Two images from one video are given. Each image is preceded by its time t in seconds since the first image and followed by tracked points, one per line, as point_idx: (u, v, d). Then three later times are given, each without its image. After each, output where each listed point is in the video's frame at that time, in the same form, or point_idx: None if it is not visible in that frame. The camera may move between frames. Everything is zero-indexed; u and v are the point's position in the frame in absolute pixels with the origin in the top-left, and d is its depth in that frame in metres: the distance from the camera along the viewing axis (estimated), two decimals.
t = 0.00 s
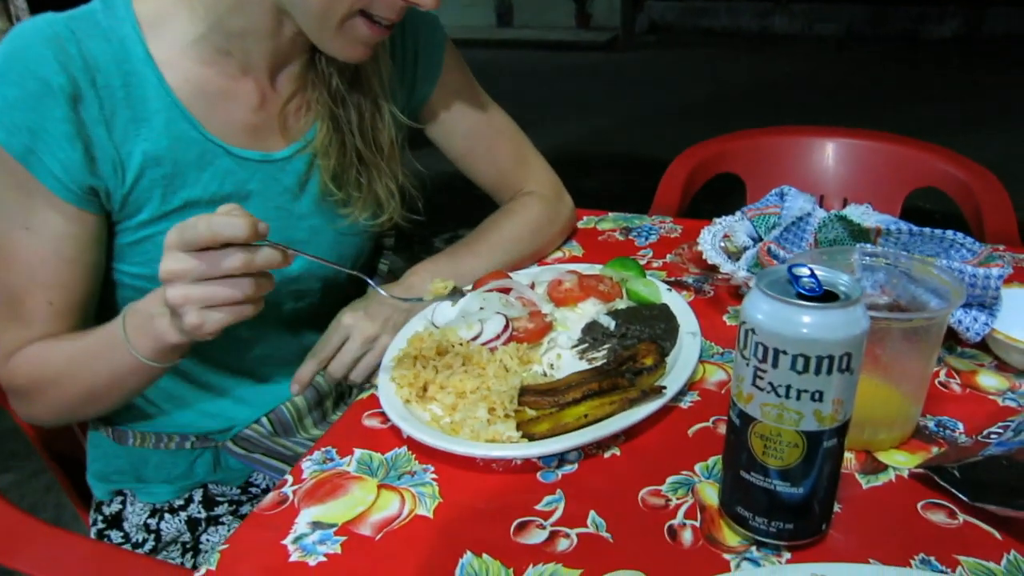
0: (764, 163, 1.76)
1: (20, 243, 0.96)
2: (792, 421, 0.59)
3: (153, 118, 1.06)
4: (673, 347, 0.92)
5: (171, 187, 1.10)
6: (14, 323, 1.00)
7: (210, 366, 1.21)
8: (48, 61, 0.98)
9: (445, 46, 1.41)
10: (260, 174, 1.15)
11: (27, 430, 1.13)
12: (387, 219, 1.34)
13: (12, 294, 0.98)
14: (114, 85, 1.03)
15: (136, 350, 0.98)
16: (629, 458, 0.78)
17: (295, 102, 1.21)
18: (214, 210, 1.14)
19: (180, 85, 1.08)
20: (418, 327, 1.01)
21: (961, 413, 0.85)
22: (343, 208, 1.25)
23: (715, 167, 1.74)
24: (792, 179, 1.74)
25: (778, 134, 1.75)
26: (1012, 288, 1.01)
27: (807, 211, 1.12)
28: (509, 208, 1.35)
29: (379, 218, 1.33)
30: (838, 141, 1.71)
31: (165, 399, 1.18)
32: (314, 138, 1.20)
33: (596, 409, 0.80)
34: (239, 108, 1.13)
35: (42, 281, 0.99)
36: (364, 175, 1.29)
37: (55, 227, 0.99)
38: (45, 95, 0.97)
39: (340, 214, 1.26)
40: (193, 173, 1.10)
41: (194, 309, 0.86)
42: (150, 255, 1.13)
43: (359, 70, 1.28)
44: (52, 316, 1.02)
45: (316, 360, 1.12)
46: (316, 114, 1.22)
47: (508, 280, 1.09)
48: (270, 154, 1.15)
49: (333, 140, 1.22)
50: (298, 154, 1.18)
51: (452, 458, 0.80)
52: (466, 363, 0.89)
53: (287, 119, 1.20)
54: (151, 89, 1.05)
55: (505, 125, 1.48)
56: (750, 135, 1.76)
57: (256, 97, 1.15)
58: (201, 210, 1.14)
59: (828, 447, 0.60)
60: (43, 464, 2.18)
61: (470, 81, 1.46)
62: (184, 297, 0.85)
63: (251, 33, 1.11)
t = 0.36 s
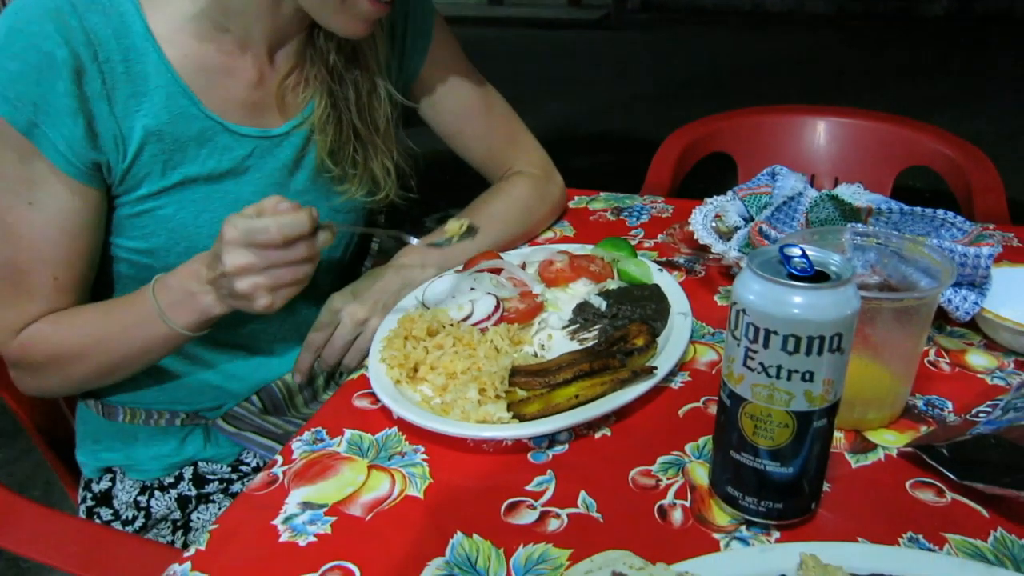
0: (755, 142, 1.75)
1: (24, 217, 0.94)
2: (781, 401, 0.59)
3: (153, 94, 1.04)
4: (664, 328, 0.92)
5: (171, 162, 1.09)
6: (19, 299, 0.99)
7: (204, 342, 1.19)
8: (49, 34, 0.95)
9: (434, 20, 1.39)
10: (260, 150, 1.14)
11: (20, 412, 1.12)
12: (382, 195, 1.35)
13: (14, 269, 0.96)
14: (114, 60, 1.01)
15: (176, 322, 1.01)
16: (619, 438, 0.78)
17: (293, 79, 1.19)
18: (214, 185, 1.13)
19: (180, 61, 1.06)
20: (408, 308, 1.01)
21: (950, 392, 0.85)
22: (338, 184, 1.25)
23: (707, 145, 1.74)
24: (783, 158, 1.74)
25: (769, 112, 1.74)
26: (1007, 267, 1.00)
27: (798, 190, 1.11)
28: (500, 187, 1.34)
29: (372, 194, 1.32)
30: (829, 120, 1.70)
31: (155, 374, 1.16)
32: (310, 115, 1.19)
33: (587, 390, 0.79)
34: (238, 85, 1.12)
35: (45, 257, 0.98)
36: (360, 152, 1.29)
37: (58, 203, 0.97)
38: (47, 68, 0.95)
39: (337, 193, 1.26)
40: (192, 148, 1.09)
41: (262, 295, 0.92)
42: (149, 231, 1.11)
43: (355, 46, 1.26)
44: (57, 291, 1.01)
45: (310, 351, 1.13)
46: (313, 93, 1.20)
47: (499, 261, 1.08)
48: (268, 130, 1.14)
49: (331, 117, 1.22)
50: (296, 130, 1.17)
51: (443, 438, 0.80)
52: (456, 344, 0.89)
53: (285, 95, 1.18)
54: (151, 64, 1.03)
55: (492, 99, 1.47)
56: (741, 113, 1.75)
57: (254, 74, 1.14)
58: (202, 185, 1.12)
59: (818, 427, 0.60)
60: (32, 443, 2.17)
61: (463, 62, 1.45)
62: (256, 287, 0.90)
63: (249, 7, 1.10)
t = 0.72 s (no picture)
0: (752, 134, 1.75)
1: (44, 208, 0.95)
2: (782, 395, 0.59)
3: (179, 88, 1.05)
4: (663, 321, 0.92)
5: (193, 157, 1.10)
6: (33, 285, 1.00)
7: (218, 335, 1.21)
8: (83, 25, 0.95)
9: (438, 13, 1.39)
10: (281, 144, 1.17)
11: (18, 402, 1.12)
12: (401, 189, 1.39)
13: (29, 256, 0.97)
14: (143, 53, 1.02)
15: (205, 308, 1.02)
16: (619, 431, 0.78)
17: (314, 74, 1.20)
18: (234, 181, 1.14)
19: (206, 54, 1.06)
20: (407, 299, 1.01)
21: (946, 386, 0.86)
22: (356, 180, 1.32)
23: (703, 137, 1.74)
24: (780, 150, 1.74)
25: (766, 105, 1.74)
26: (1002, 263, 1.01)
27: (796, 184, 1.11)
28: (501, 179, 1.34)
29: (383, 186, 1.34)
30: (825, 113, 1.70)
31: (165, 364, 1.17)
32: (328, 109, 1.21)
33: (586, 381, 0.80)
34: (259, 80, 1.13)
35: (63, 248, 0.99)
36: (378, 148, 1.31)
37: (81, 195, 0.98)
38: (81, 60, 0.95)
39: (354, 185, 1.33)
40: (213, 142, 1.10)
41: (297, 275, 0.93)
42: (168, 223, 1.12)
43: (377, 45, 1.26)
44: (73, 279, 1.02)
45: (310, 346, 1.14)
46: (333, 87, 1.21)
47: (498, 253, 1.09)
48: (285, 125, 1.16)
49: (352, 114, 1.23)
50: (314, 122, 1.20)
51: (444, 430, 0.80)
52: (456, 336, 0.88)
53: (304, 88, 1.19)
54: (178, 58, 1.04)
55: (494, 89, 1.46)
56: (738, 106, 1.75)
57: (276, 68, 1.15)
58: (221, 181, 1.13)
59: (817, 420, 0.60)
60: (24, 428, 2.17)
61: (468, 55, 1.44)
62: (291, 266, 0.92)
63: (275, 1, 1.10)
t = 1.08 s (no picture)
0: (748, 136, 1.76)
1: (58, 210, 0.97)
2: (777, 399, 0.60)
3: (191, 93, 1.06)
4: (660, 324, 0.93)
5: (203, 162, 1.11)
6: (41, 290, 1.01)
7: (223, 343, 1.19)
8: (98, 30, 0.97)
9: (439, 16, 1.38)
10: (289, 150, 1.17)
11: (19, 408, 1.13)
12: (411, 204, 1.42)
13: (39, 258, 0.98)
14: (156, 57, 1.03)
15: (216, 325, 1.02)
16: (616, 434, 0.79)
17: (322, 84, 1.21)
18: (243, 188, 1.15)
19: (217, 59, 1.07)
20: (406, 302, 1.01)
21: (939, 388, 0.87)
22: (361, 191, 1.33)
23: (701, 140, 1.74)
24: (776, 152, 1.75)
25: (762, 107, 1.75)
26: (997, 265, 1.01)
27: (792, 188, 1.12)
28: (500, 183, 1.35)
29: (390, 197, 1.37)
30: (821, 115, 1.71)
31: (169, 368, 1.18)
32: (335, 118, 1.23)
33: (584, 385, 0.81)
34: (268, 85, 1.14)
35: (72, 250, 0.99)
36: (386, 162, 1.34)
37: (93, 198, 0.99)
38: (95, 64, 0.96)
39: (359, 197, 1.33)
40: (225, 146, 1.11)
41: (313, 308, 0.92)
42: (176, 227, 1.13)
43: (387, 60, 1.28)
44: (81, 282, 1.03)
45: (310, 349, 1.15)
46: (340, 98, 1.23)
47: (496, 256, 1.10)
48: (294, 131, 1.17)
49: (360, 127, 1.25)
50: (321, 128, 1.21)
51: (444, 434, 0.81)
52: (455, 339, 0.89)
53: (311, 95, 1.20)
54: (191, 63, 1.05)
55: (495, 96, 1.47)
56: (735, 108, 1.76)
57: (284, 74, 1.16)
58: (230, 187, 1.14)
59: (812, 424, 0.61)
60: (22, 427, 2.17)
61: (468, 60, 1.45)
62: (309, 300, 0.91)
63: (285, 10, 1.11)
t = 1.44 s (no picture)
0: (742, 148, 1.77)
1: (49, 232, 0.98)
2: (766, 412, 0.61)
3: (181, 115, 1.08)
4: (653, 337, 0.94)
5: (194, 183, 1.13)
6: (36, 310, 1.02)
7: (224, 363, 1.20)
8: (87, 54, 0.98)
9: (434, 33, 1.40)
10: (281, 168, 1.18)
11: (17, 422, 1.14)
12: (401, 223, 1.42)
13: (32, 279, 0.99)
14: (145, 79, 1.04)
15: (205, 349, 1.03)
16: (609, 446, 0.80)
17: (314, 103, 1.23)
18: (234, 208, 1.16)
19: (207, 81, 1.09)
20: (401, 316, 1.02)
21: (929, 400, 0.88)
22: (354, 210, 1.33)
23: (694, 152, 1.76)
24: (769, 165, 1.76)
25: (755, 120, 1.76)
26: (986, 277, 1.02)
27: (783, 201, 1.13)
28: (493, 198, 1.36)
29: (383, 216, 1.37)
30: (813, 128, 1.73)
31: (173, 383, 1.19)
32: (327, 136, 1.24)
33: (576, 399, 0.81)
34: (259, 104, 1.15)
35: (65, 271, 1.01)
36: (378, 180, 1.34)
37: (86, 219, 1.00)
38: (85, 89, 0.98)
39: (351, 217, 1.34)
40: (215, 167, 1.12)
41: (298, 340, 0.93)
42: (167, 248, 1.14)
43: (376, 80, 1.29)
44: (74, 303, 1.04)
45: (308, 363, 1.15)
46: (331, 115, 1.24)
47: (491, 269, 1.11)
48: (285, 150, 1.18)
49: (351, 145, 1.26)
50: (313, 146, 1.22)
51: (440, 448, 0.81)
52: (449, 352, 0.90)
53: (303, 114, 1.22)
54: (181, 85, 1.06)
55: (490, 114, 1.49)
56: (729, 121, 1.77)
57: (275, 94, 1.18)
58: (221, 207, 1.15)
59: (801, 435, 0.62)
60: (19, 441, 2.17)
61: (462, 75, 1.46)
62: (293, 334, 0.91)
63: (275, 31, 1.13)
